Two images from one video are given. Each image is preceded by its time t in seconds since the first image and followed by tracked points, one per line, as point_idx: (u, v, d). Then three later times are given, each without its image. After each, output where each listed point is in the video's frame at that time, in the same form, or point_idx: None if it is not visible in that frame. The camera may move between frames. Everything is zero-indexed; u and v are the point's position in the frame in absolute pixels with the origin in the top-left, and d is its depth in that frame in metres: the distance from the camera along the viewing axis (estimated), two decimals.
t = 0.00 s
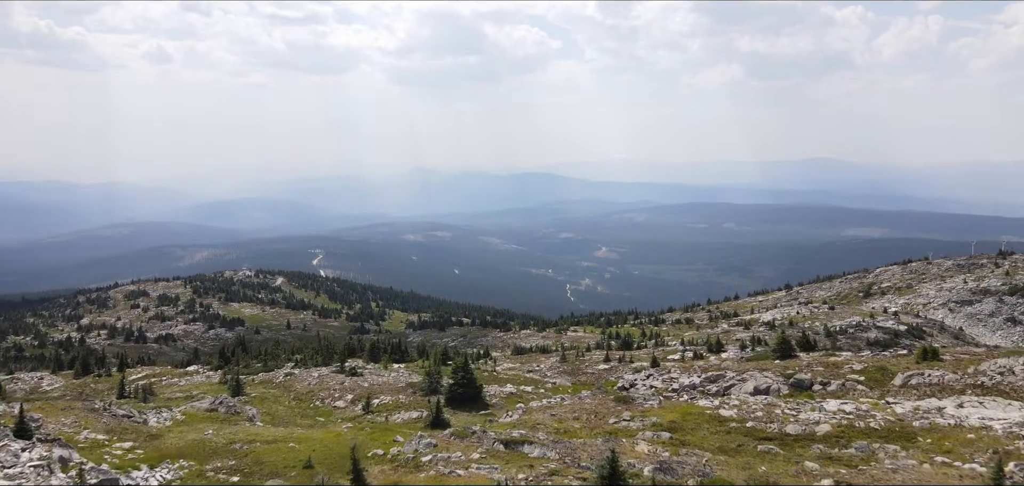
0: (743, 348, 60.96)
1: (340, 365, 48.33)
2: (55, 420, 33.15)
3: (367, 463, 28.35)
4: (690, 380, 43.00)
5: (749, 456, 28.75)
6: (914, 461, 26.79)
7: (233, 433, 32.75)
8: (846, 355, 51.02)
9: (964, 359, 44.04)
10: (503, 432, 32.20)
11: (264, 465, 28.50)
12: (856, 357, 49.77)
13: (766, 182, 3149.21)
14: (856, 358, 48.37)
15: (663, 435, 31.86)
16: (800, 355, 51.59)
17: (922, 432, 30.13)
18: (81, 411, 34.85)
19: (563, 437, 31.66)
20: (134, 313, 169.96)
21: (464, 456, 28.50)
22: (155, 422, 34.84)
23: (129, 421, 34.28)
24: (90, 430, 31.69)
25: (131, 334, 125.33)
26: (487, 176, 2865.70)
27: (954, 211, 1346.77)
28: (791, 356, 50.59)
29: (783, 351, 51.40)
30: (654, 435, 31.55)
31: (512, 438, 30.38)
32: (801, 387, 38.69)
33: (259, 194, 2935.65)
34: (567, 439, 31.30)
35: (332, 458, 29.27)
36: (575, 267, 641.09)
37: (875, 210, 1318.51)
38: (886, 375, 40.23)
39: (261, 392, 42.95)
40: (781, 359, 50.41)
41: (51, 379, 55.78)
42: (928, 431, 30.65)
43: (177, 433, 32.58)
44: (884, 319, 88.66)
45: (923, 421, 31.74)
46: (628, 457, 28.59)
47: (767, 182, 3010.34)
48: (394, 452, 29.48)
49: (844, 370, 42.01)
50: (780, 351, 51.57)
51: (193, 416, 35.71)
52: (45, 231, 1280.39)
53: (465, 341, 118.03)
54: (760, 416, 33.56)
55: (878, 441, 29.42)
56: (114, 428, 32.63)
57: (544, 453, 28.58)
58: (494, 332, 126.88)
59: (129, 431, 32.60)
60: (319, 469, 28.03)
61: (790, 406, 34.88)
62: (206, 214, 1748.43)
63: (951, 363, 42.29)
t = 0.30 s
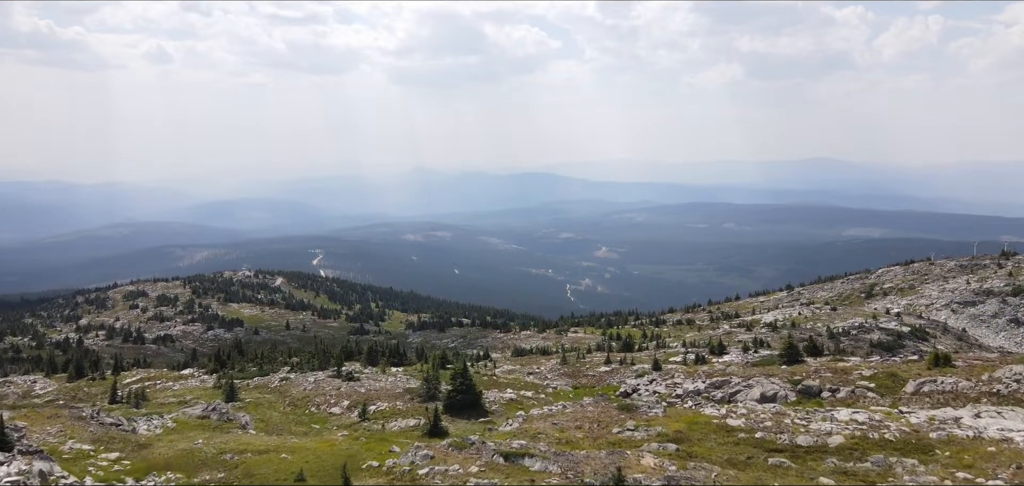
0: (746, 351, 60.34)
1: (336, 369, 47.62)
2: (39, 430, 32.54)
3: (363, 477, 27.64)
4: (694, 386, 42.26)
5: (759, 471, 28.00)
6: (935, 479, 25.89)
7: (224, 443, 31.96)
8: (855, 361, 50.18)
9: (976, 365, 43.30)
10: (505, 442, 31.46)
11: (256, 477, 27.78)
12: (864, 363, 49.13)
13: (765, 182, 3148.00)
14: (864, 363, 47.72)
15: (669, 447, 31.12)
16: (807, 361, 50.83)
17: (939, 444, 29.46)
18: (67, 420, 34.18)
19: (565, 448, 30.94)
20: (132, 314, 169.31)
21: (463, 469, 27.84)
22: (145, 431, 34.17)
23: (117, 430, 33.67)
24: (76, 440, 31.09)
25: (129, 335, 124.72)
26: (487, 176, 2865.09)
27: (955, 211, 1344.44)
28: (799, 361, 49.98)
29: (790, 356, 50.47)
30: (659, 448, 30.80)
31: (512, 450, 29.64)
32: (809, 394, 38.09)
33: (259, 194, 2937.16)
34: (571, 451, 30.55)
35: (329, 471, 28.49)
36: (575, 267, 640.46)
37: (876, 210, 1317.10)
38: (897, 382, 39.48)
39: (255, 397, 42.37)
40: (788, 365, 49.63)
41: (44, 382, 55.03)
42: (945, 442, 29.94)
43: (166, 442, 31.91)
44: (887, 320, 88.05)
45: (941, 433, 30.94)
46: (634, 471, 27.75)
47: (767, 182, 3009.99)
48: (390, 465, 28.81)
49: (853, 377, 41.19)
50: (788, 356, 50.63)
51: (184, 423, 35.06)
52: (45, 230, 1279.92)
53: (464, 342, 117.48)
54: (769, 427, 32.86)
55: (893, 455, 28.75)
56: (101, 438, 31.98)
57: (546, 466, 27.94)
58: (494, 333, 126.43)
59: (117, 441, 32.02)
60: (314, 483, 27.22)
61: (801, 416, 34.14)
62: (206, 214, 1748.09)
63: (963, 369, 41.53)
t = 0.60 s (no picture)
0: (749, 353, 59.58)
1: (334, 373, 46.82)
2: (25, 439, 31.98)
3: None
4: (698, 392, 41.58)
5: None
6: None
7: (215, 453, 31.28)
8: (865, 367, 49.25)
9: (991, 372, 42.32)
10: (506, 453, 30.84)
11: None
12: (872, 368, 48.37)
13: (765, 181, 3146.99)
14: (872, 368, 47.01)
15: (675, 459, 30.40)
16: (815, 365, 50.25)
17: (959, 457, 28.67)
18: (53, 428, 33.59)
19: (569, 460, 30.18)
20: (131, 314, 168.82)
21: (460, 483, 27.10)
22: (133, 439, 33.48)
23: (106, 439, 33.00)
24: (60, 451, 30.43)
25: (127, 336, 124.15)
26: (488, 176, 2864.14)
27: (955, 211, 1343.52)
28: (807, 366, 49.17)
29: (798, 361, 49.63)
30: (666, 460, 30.05)
31: (513, 464, 28.94)
32: (817, 401, 37.55)
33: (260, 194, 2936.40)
34: (574, 464, 29.81)
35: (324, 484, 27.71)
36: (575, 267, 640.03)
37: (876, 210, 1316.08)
38: (910, 389, 38.63)
39: (250, 403, 41.58)
40: (796, 370, 48.74)
41: (37, 386, 54.39)
42: (964, 455, 29.17)
43: (156, 452, 31.31)
44: (890, 321, 87.38)
45: (959, 445, 30.15)
46: None
47: (767, 182, 3011.45)
48: (386, 477, 28.22)
49: (863, 384, 40.27)
50: (795, 361, 49.89)
51: (176, 431, 34.37)
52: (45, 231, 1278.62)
53: (464, 343, 116.57)
54: (780, 437, 32.21)
55: (910, 470, 27.96)
56: (88, 448, 31.32)
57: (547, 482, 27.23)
58: (494, 334, 125.59)
59: (105, 450, 31.44)
60: None
61: (811, 426, 33.53)
62: (206, 214, 1747.85)
63: (978, 376, 40.55)
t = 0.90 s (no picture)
0: (753, 355, 58.90)
1: (331, 378, 45.99)
2: (8, 451, 31.18)
3: None
4: (704, 398, 40.79)
5: None
6: None
7: (206, 463, 30.41)
8: (872, 371, 48.14)
9: (1004, 379, 41.10)
10: (508, 467, 29.90)
11: None
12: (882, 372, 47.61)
13: (765, 181, 3145.44)
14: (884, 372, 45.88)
15: (682, 473, 29.41)
16: (823, 372, 47.84)
17: (979, 473, 27.50)
18: (38, 438, 32.92)
19: (573, 476, 29.31)
20: (130, 315, 168.06)
21: None
22: (121, 449, 32.64)
23: (92, 449, 32.10)
24: (45, 463, 29.62)
25: (126, 337, 123.73)
26: (488, 176, 2863.37)
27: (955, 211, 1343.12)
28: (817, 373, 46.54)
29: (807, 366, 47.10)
30: (671, 474, 29.05)
31: (512, 478, 28.01)
32: (827, 409, 36.35)
33: (260, 193, 2936.26)
34: (579, 478, 28.97)
35: None
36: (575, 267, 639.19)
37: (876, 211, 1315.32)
38: (922, 397, 37.32)
39: (244, 409, 40.95)
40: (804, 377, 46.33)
41: (31, 390, 53.60)
42: (985, 470, 27.93)
43: (144, 463, 30.41)
44: (892, 323, 86.75)
45: (979, 459, 28.96)
46: None
47: (767, 182, 3008.36)
48: None
49: (873, 389, 39.16)
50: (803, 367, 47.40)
51: (166, 440, 33.54)
52: (45, 230, 1277.82)
53: (465, 344, 115.90)
54: (791, 450, 31.05)
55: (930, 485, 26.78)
56: (74, 459, 30.44)
57: None
58: (494, 335, 125.01)
59: (92, 460, 30.60)
60: None
61: (825, 438, 32.21)
62: (206, 214, 1748.03)
63: (992, 383, 39.30)
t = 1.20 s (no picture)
0: (756, 358, 58.36)
1: (326, 383, 45.22)
2: None
3: None
4: (709, 405, 39.48)
5: None
6: None
7: (192, 475, 29.21)
8: (881, 376, 46.53)
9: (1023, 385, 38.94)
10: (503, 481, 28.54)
11: None
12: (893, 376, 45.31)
13: (765, 181, 3144.19)
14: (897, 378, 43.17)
15: None
16: (831, 377, 44.72)
17: None
18: (21, 449, 32.06)
19: None
20: (128, 316, 167.35)
21: None
22: (106, 460, 31.60)
23: (76, 460, 31.07)
24: (26, 474, 28.59)
25: (123, 339, 122.99)
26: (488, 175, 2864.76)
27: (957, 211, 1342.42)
28: (825, 380, 43.36)
29: (814, 372, 43.97)
30: None
31: None
32: (838, 417, 34.45)
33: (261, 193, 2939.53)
34: None
35: None
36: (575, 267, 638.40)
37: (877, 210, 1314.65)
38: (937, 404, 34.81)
39: (237, 416, 40.17)
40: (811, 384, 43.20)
41: (22, 394, 52.74)
42: None
43: (129, 475, 29.36)
44: (896, 324, 85.92)
45: (1002, 474, 26.61)
46: None
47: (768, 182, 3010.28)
48: None
49: (887, 394, 37.23)
50: (811, 373, 44.28)
51: (155, 449, 32.74)
52: (46, 230, 1280.10)
53: (464, 345, 115.09)
54: (804, 463, 28.96)
55: None
56: (56, 470, 29.32)
57: None
58: (494, 336, 124.27)
59: (74, 472, 29.43)
60: None
61: (837, 449, 30.27)
62: (206, 214, 1748.42)
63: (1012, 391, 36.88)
